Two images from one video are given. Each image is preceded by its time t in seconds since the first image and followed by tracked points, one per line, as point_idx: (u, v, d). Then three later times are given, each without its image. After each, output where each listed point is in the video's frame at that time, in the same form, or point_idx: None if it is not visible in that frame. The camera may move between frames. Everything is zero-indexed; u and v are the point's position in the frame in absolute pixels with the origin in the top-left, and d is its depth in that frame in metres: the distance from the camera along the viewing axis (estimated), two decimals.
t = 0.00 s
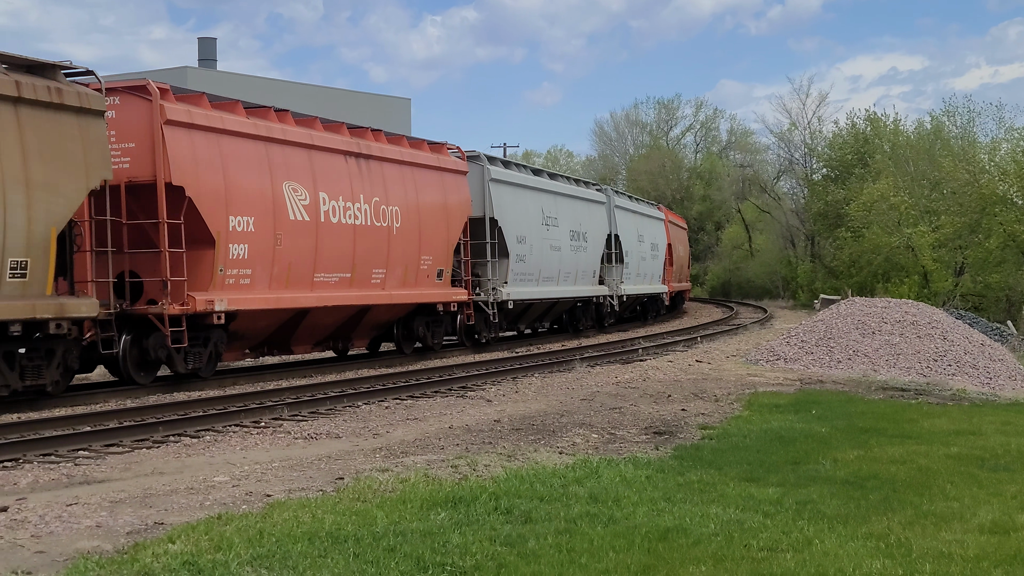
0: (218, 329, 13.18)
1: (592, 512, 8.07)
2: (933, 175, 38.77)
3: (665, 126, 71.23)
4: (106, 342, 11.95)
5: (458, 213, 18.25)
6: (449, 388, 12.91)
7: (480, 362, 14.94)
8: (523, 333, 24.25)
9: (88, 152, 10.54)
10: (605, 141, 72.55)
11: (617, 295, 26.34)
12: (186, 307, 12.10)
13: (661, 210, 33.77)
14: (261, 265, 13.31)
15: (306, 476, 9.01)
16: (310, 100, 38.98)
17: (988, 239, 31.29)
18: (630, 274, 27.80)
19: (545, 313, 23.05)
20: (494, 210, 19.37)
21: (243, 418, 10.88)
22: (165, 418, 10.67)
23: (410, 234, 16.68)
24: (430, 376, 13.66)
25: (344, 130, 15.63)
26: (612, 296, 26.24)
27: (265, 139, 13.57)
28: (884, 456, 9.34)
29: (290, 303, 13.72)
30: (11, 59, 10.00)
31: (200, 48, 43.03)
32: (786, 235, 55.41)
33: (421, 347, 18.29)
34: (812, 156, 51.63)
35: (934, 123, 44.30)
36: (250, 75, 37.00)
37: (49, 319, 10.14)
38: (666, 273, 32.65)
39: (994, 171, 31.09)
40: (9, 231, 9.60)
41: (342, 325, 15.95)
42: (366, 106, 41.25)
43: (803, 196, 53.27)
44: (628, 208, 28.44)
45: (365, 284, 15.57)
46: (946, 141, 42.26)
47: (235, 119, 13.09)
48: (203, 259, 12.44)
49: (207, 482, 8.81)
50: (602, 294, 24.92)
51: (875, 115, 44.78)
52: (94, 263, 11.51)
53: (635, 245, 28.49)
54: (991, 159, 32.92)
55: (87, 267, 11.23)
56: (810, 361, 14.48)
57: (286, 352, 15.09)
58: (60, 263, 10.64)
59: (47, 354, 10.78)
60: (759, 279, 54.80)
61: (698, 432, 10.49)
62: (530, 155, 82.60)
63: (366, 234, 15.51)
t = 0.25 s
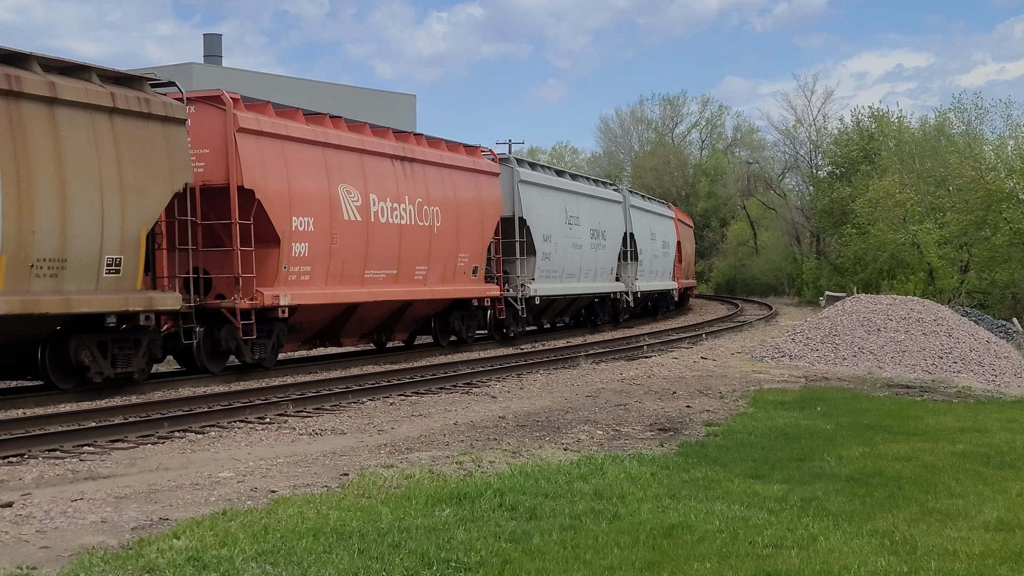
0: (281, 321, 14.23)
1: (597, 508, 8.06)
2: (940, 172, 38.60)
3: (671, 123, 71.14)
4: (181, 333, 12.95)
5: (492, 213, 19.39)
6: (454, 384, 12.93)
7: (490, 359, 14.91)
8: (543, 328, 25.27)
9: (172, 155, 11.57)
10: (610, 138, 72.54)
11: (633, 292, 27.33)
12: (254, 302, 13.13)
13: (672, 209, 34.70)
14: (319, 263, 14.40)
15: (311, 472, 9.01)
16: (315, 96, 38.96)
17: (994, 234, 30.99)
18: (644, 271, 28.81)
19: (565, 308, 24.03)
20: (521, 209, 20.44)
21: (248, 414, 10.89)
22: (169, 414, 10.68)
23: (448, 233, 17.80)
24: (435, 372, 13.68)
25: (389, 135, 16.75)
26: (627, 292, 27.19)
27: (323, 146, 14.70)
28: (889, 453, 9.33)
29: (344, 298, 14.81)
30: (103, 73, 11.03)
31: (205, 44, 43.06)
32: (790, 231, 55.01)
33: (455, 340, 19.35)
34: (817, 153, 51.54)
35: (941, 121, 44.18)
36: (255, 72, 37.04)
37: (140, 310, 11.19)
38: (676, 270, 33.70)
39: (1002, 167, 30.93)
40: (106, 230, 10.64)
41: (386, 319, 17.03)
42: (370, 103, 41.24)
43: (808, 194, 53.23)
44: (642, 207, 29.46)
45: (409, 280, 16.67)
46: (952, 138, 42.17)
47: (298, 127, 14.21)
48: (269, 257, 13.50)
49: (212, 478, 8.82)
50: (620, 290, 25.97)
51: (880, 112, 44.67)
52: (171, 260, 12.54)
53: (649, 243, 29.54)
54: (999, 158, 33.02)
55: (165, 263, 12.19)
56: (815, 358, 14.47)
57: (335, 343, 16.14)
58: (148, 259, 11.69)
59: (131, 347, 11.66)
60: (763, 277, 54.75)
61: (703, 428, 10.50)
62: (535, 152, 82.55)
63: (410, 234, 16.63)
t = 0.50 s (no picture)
0: (337, 318, 15.15)
1: (602, 508, 8.06)
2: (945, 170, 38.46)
3: (676, 122, 71.04)
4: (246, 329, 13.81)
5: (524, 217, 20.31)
6: (458, 383, 12.92)
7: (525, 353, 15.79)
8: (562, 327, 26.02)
9: (243, 163, 12.59)
10: (615, 138, 72.52)
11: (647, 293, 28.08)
12: (314, 299, 14.00)
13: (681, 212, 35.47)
14: (370, 264, 15.30)
15: (316, 471, 9.02)
16: (321, 95, 38.99)
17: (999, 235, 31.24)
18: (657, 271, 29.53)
19: (585, 308, 24.78)
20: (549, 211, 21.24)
21: (253, 413, 10.90)
22: (175, 413, 10.69)
23: (484, 236, 18.71)
24: (439, 372, 13.68)
25: (429, 143, 17.73)
26: (642, 291, 27.98)
27: (372, 153, 15.66)
28: (894, 454, 9.32)
29: (392, 296, 15.68)
30: (181, 87, 12.06)
31: (210, 43, 43.10)
32: (796, 231, 55.68)
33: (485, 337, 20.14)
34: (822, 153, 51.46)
35: (946, 121, 44.10)
36: (261, 71, 37.09)
37: (218, 306, 12.23)
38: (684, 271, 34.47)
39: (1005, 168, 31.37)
40: (188, 232, 11.66)
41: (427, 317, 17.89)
42: (375, 102, 41.27)
43: (813, 194, 53.22)
44: (654, 209, 30.19)
45: (449, 281, 17.57)
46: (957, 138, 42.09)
47: (351, 136, 15.19)
48: (325, 258, 14.35)
49: (217, 476, 8.82)
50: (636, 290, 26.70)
51: (885, 112, 44.60)
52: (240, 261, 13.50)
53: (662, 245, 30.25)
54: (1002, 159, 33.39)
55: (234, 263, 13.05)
56: (819, 358, 14.45)
57: (380, 339, 16.97)
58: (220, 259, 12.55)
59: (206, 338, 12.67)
60: (768, 277, 54.64)
61: (708, 428, 10.50)
62: (540, 152, 82.50)
63: (450, 237, 17.58)
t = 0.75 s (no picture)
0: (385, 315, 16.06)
1: (606, 508, 8.06)
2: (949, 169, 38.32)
3: (680, 122, 70.94)
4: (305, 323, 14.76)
5: (548, 220, 21.30)
6: (462, 384, 12.93)
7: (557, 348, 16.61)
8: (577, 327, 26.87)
9: (305, 170, 13.62)
10: (619, 138, 72.49)
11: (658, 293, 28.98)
12: (366, 297, 14.93)
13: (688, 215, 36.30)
14: (415, 264, 16.26)
15: (320, 471, 9.02)
16: (325, 95, 39.02)
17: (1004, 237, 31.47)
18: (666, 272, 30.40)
19: (601, 308, 25.68)
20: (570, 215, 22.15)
21: (256, 413, 10.91)
22: (179, 413, 10.70)
23: (514, 238, 19.70)
24: (443, 372, 13.68)
25: (463, 151, 18.80)
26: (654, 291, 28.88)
27: (415, 161, 16.68)
28: (898, 455, 9.31)
29: (433, 295, 16.62)
30: (249, 99, 13.08)
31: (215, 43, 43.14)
32: (798, 232, 55.12)
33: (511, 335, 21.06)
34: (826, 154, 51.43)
35: (951, 121, 44.05)
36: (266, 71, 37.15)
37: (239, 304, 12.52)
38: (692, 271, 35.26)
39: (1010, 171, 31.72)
40: (258, 234, 12.66)
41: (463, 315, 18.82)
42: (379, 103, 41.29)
43: (818, 195, 53.16)
44: (664, 211, 31.10)
45: (483, 281, 18.53)
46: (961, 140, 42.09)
47: (396, 145, 16.20)
48: (374, 259, 15.27)
49: (220, 476, 8.83)
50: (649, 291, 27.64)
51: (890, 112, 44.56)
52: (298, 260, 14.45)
53: (672, 246, 31.13)
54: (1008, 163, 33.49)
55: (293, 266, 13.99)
56: (824, 359, 14.45)
57: (417, 336, 17.90)
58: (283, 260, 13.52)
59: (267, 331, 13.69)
60: (772, 278, 54.58)
61: (711, 429, 10.50)
62: (544, 152, 82.45)
63: (484, 239, 18.57)
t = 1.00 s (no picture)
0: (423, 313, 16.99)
1: (606, 509, 8.04)
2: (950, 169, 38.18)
3: (682, 123, 70.97)
4: (352, 320, 15.69)
5: (571, 223, 22.18)
6: (463, 384, 12.94)
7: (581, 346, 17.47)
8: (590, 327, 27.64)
9: (355, 176, 14.66)
10: (621, 139, 72.47)
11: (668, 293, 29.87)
12: (407, 297, 15.79)
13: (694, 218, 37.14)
14: (450, 266, 17.11)
15: (321, 471, 9.03)
16: (327, 95, 39.01)
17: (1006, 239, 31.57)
18: (675, 272, 31.21)
19: (615, 308, 26.53)
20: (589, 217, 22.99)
21: (258, 413, 10.93)
22: (181, 413, 10.72)
23: (541, 241, 20.61)
24: (445, 373, 13.69)
25: (493, 158, 19.75)
26: (664, 292, 29.72)
27: (451, 167, 17.57)
28: (899, 456, 9.30)
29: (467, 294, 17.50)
30: (303, 112, 14.20)
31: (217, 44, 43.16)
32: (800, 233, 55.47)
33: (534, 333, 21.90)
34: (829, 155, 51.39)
35: (954, 123, 44.02)
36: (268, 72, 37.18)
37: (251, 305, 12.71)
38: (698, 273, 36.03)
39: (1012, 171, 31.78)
40: (313, 238, 13.68)
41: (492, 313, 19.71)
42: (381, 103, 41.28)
43: (820, 196, 53.16)
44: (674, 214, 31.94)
45: (512, 281, 19.36)
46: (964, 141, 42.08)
47: (434, 152, 17.10)
48: (414, 261, 16.09)
49: (222, 476, 8.84)
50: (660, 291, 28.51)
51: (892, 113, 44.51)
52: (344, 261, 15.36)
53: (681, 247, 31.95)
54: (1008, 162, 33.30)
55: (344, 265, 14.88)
56: (825, 360, 14.43)
57: (449, 333, 18.76)
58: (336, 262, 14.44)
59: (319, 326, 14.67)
60: (774, 279, 54.56)
61: (712, 430, 10.50)
62: (546, 153, 82.41)
63: (513, 242, 19.44)
